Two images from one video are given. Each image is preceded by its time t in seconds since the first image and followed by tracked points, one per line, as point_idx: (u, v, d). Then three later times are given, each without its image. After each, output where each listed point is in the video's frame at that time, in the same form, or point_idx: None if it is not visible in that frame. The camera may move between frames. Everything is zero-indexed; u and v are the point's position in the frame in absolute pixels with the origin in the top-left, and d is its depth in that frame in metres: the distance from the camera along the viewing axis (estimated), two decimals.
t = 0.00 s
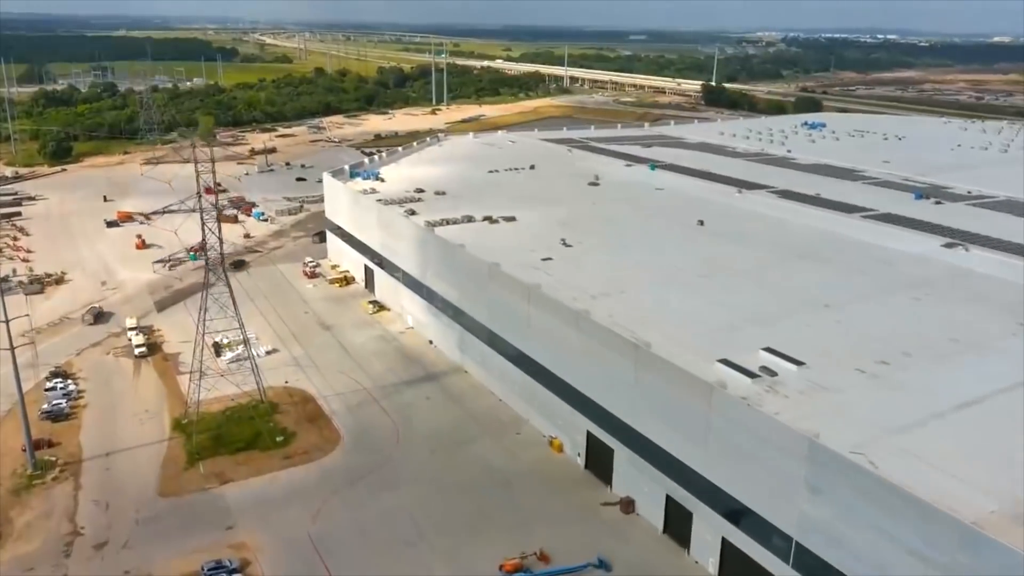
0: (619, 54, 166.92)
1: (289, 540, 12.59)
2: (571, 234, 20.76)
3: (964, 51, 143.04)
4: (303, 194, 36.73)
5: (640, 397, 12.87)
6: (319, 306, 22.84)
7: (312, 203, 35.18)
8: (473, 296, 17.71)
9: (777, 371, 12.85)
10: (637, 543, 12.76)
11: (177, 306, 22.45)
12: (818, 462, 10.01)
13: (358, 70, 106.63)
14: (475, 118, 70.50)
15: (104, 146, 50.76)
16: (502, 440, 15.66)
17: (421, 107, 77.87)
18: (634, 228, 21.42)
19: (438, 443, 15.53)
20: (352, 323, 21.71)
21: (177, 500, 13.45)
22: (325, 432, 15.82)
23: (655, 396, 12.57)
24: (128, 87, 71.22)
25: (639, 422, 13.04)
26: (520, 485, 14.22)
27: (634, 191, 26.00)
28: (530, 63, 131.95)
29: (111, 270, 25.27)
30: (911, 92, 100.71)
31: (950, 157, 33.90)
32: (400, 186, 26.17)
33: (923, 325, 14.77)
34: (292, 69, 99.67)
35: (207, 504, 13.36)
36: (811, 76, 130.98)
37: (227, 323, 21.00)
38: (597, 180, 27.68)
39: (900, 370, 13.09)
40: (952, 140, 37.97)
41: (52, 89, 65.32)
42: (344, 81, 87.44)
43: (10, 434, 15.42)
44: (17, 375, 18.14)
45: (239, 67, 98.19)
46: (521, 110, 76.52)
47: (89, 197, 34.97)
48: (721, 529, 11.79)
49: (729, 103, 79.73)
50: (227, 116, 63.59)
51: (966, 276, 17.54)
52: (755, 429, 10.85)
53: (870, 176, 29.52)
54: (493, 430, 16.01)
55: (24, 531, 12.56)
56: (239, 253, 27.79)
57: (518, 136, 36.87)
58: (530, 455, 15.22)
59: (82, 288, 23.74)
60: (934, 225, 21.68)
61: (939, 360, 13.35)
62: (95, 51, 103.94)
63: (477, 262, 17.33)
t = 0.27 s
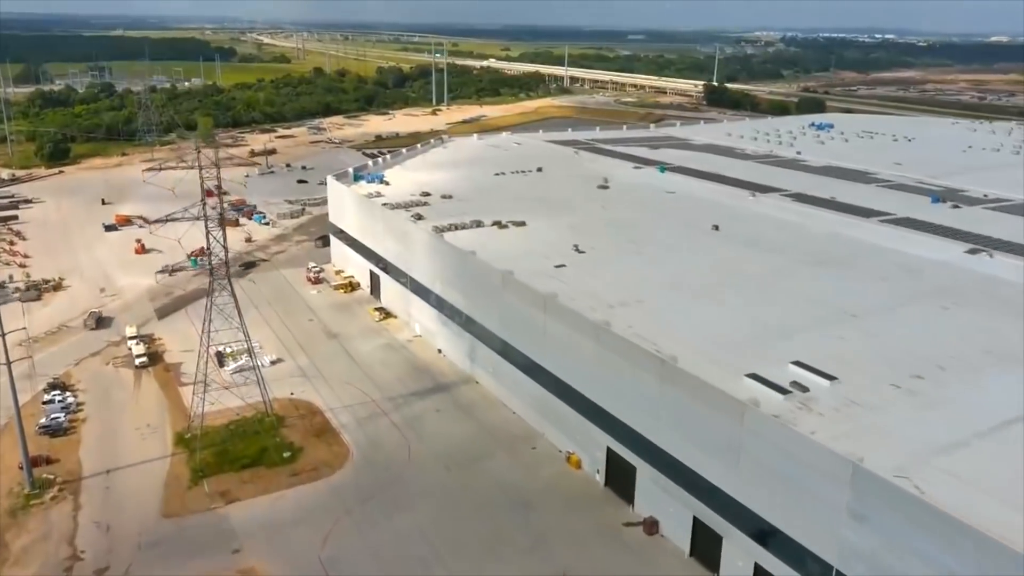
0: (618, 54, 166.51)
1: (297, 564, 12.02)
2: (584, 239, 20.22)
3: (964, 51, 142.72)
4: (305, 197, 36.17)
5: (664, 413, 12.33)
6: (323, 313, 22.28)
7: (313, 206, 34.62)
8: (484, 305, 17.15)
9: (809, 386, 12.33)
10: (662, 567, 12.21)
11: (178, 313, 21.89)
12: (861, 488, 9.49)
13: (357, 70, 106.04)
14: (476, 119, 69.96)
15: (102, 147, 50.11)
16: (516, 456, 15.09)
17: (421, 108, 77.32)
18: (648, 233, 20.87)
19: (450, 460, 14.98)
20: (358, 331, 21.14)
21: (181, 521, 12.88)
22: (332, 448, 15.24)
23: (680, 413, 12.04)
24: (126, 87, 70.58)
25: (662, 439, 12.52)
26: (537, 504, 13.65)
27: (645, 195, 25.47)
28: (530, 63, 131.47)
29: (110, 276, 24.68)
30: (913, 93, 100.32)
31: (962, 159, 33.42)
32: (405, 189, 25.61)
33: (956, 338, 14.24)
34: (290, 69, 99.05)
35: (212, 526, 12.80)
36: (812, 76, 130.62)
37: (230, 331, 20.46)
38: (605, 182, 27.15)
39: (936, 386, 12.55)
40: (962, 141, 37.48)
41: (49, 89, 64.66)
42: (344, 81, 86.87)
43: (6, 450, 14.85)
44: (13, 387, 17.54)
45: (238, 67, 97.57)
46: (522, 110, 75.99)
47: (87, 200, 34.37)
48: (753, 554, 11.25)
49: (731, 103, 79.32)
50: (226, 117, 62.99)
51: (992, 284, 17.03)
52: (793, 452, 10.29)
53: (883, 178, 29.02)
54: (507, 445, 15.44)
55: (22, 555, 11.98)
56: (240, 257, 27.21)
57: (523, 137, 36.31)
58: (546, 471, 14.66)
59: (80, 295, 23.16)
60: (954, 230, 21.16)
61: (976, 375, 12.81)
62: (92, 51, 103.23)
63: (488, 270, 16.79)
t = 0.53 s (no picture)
0: (604, 53, 166.30)
1: None
2: (587, 245, 19.71)
3: (949, 50, 143.44)
4: (295, 200, 35.42)
5: (683, 430, 11.80)
6: (318, 322, 21.61)
7: (304, 210, 33.90)
8: (487, 315, 16.59)
9: (833, 401, 11.87)
10: None
11: (167, 324, 21.17)
12: (902, 513, 9.01)
13: (343, 70, 105.05)
14: (465, 119, 69.35)
15: (84, 150, 49.07)
16: (524, 472, 14.54)
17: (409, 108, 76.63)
18: (651, 239, 20.40)
19: (456, 477, 14.39)
20: (354, 340, 20.54)
21: (176, 548, 12.22)
22: (332, 466, 14.64)
23: (701, 430, 11.51)
24: (108, 88, 69.37)
25: (682, 458, 11.98)
26: (549, 524, 13.10)
27: (645, 198, 25.01)
28: (517, 63, 130.88)
29: (95, 284, 23.92)
30: (899, 92, 100.66)
31: (958, 159, 33.21)
32: (400, 193, 25.01)
33: (978, 347, 13.85)
34: (275, 69, 97.94)
35: (209, 552, 12.14)
36: (799, 75, 130.84)
37: (222, 342, 19.78)
38: (604, 185, 26.61)
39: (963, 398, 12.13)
40: (957, 141, 37.32)
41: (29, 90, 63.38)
42: (330, 81, 85.99)
43: None
44: None
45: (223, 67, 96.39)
46: (511, 111, 75.42)
47: (69, 205, 33.49)
48: None
49: (719, 103, 79.15)
50: (211, 118, 62.01)
51: (1009, 289, 16.61)
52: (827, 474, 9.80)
53: (882, 180, 28.74)
54: (515, 461, 14.88)
55: None
56: (230, 263, 26.52)
57: (517, 139, 35.78)
58: (556, 488, 14.12)
59: (64, 304, 22.39)
60: (962, 233, 20.83)
61: (1003, 386, 12.40)
62: (72, 51, 101.56)
63: (491, 278, 16.20)
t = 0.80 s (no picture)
0: (581, 53, 166.24)
1: None
2: (584, 252, 19.22)
3: (920, 49, 144.98)
4: (275, 205, 34.58)
5: (700, 447, 11.33)
6: (305, 332, 20.89)
7: (285, 215, 33.08)
8: (486, 326, 16.02)
9: (854, 415, 11.46)
10: None
11: (147, 336, 20.35)
12: (941, 537, 8.58)
13: (319, 70, 103.82)
14: (445, 120, 68.69)
15: (55, 153, 47.79)
16: (529, 490, 14.00)
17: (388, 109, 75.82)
18: (648, 245, 19.98)
19: (458, 497, 13.81)
20: (344, 350, 19.88)
21: None
22: (328, 487, 14.00)
23: (719, 447, 11.05)
24: (78, 90, 67.82)
25: (698, 476, 11.51)
26: (557, 546, 12.57)
27: (637, 201, 24.60)
28: (494, 63, 130.23)
29: (71, 295, 23.04)
30: (874, 90, 101.48)
31: (945, 159, 33.18)
32: (387, 197, 24.37)
33: (993, 355, 13.53)
34: (249, 69, 96.51)
35: None
36: (774, 75, 131.52)
37: (206, 356, 19.05)
38: (595, 188, 26.11)
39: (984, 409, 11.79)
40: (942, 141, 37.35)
41: None
42: (306, 82, 84.83)
43: None
44: None
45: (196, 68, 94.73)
46: (491, 111, 74.82)
47: (41, 212, 32.43)
48: None
49: (699, 102, 79.14)
50: (186, 120, 60.81)
51: (1015, 293, 16.36)
52: (858, 496, 9.36)
53: (873, 181, 28.57)
54: (518, 478, 14.34)
55: None
56: (211, 271, 25.72)
57: (502, 140, 35.25)
58: (562, 506, 13.59)
59: (38, 316, 21.50)
60: (960, 234, 20.62)
61: None
62: (41, 51, 99.34)
63: (490, 287, 15.66)
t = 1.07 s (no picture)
0: (557, 52, 166.11)
1: None
2: (581, 258, 18.79)
3: (893, 48, 146.51)
4: (255, 209, 33.79)
5: (716, 464, 10.92)
6: (292, 342, 20.25)
7: (266, 220, 32.32)
8: (485, 337, 15.52)
9: (875, 428, 11.11)
10: None
11: (127, 348, 19.61)
12: (981, 560, 8.23)
13: (294, 70, 102.59)
14: (424, 121, 68.02)
15: (24, 157, 46.52)
16: (534, 507, 13.50)
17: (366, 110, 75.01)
18: (645, 250, 19.59)
19: (460, 516, 13.29)
20: (334, 361, 19.27)
21: None
22: (323, 507, 13.42)
23: (737, 464, 10.65)
24: (47, 91, 66.27)
25: (714, 493, 11.09)
26: (567, 567, 12.09)
27: (629, 204, 24.24)
28: (472, 62, 129.61)
29: (46, 305, 22.20)
30: (850, 89, 102.27)
31: (931, 159, 33.20)
32: (375, 201, 23.77)
33: (1006, 362, 13.28)
34: (223, 70, 95.07)
35: None
36: (751, 74, 132.22)
37: (190, 369, 18.37)
38: (586, 191, 25.69)
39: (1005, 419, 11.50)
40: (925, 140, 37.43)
41: None
42: (282, 83, 83.66)
43: None
44: None
45: (169, 69, 93.08)
46: (471, 112, 74.22)
47: (12, 219, 31.41)
48: None
49: (678, 102, 79.16)
50: (159, 122, 59.60)
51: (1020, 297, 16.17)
52: (890, 517, 8.98)
53: (863, 182, 28.44)
54: (523, 495, 13.84)
55: None
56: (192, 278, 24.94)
57: (488, 142, 34.75)
58: (570, 524, 13.11)
59: (12, 328, 20.67)
60: (957, 236, 20.46)
61: None
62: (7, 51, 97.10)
63: (489, 296, 15.16)
